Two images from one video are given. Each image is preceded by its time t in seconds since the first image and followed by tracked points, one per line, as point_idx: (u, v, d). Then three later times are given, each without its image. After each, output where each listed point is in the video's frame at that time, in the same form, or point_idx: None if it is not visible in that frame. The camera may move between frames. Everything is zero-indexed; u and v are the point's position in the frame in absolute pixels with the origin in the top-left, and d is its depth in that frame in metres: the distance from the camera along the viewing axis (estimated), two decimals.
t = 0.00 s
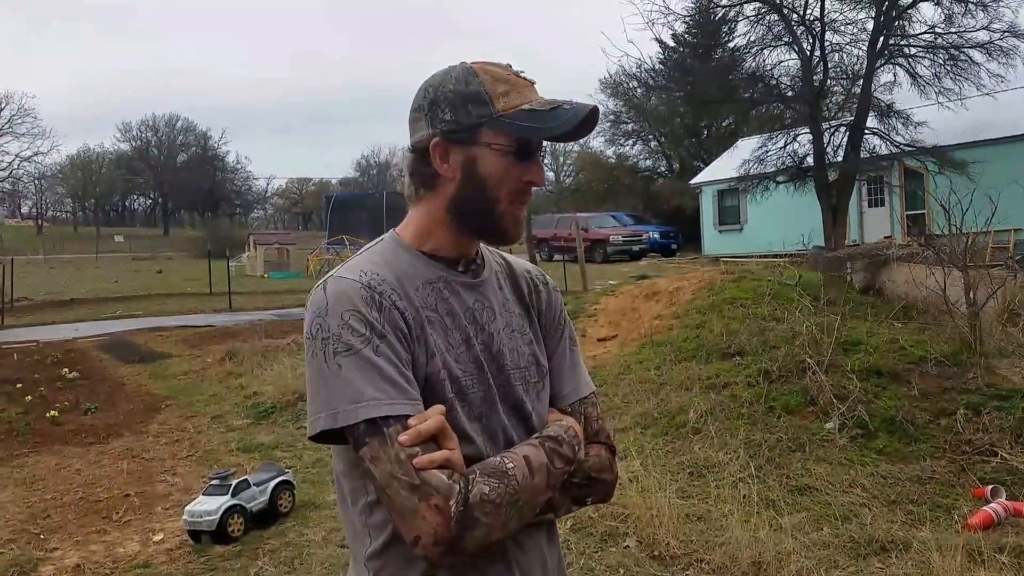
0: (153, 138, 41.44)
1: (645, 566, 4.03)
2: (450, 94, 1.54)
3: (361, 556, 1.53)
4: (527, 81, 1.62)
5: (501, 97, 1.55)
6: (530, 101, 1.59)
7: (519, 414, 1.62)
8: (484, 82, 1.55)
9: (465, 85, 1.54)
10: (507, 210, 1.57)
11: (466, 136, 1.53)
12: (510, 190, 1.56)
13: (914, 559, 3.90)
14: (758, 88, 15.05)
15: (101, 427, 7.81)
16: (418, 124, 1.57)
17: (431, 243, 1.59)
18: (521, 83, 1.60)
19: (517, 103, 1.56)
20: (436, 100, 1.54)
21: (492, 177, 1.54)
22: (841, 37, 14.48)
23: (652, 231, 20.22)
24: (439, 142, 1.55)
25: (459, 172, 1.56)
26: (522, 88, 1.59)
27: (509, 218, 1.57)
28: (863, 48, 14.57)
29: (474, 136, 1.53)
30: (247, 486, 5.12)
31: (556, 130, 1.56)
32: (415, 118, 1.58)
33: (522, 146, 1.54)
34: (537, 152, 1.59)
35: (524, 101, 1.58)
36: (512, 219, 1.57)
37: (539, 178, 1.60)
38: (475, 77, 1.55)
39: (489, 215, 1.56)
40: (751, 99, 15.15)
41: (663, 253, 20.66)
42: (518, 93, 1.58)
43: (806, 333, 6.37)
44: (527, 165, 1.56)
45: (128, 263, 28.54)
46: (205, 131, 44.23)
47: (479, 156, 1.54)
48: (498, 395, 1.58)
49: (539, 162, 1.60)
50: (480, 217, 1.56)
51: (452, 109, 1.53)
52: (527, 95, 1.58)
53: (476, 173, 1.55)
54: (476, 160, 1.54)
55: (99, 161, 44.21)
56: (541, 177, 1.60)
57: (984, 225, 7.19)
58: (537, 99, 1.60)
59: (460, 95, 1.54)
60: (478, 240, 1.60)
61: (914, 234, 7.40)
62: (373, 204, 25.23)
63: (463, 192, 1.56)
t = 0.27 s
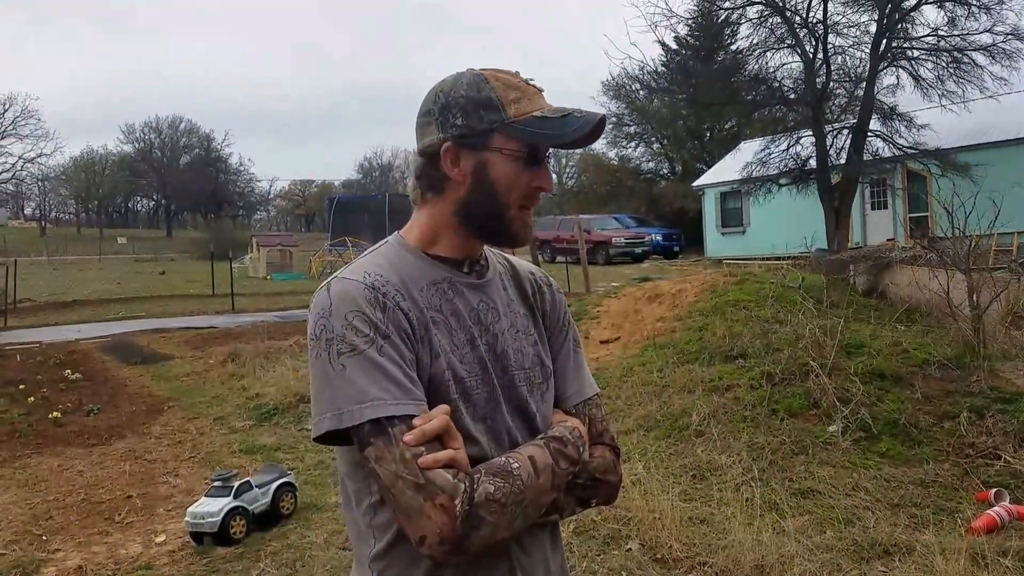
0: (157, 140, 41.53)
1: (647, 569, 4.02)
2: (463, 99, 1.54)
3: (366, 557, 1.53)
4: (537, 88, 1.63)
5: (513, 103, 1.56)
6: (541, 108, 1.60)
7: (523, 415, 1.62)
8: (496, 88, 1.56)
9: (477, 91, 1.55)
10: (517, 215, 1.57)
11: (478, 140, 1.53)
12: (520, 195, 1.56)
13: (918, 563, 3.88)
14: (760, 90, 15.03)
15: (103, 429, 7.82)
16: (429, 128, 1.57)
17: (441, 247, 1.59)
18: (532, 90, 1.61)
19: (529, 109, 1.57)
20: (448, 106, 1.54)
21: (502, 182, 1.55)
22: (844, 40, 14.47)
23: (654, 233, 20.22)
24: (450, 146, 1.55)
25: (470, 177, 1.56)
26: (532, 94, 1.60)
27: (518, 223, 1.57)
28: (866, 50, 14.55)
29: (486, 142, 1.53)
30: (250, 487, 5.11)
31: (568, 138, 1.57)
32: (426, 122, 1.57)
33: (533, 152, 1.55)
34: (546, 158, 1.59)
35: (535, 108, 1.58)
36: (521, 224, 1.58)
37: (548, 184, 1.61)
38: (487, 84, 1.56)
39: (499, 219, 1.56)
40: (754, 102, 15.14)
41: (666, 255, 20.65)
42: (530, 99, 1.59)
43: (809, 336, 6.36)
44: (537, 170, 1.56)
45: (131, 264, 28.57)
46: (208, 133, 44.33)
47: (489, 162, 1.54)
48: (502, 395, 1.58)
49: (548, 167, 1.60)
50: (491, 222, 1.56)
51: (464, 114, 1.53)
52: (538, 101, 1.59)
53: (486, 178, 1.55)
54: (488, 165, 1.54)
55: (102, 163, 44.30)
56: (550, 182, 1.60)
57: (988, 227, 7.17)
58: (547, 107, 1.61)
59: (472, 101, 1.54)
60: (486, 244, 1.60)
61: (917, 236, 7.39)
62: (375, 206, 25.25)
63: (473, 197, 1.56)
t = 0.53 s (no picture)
0: (159, 141, 41.57)
1: (650, 571, 4.01)
2: (487, 101, 1.52)
3: (370, 558, 1.53)
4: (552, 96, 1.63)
5: (534, 112, 1.56)
6: (558, 116, 1.60)
7: (529, 415, 1.62)
8: (518, 94, 1.55)
9: (501, 94, 1.53)
10: (527, 222, 1.58)
11: (499, 145, 1.52)
12: (534, 201, 1.57)
13: (921, 566, 3.87)
14: (762, 92, 15.01)
15: (105, 430, 7.81)
16: (447, 127, 1.54)
17: (451, 248, 1.59)
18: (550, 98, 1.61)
19: (548, 118, 1.57)
20: (470, 108, 1.52)
21: (519, 188, 1.55)
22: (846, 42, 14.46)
23: (656, 234, 20.21)
24: (470, 146, 1.53)
25: (486, 180, 1.55)
26: (550, 102, 1.60)
27: (527, 229, 1.59)
28: (868, 52, 14.53)
29: (506, 148, 1.53)
30: (251, 489, 5.11)
31: (585, 150, 1.59)
32: (442, 122, 1.54)
33: (550, 161, 1.55)
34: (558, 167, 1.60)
35: (553, 116, 1.58)
36: (530, 231, 1.59)
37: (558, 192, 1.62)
38: (509, 89, 1.55)
39: (511, 226, 1.57)
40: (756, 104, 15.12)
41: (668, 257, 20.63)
42: (548, 107, 1.59)
43: (812, 338, 6.35)
44: (550, 179, 1.57)
45: (133, 265, 28.59)
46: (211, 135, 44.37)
47: (509, 168, 1.54)
48: (508, 395, 1.58)
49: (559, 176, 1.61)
50: (502, 228, 1.57)
51: (486, 118, 1.52)
52: (556, 109, 1.59)
53: (503, 183, 1.55)
54: (506, 171, 1.54)
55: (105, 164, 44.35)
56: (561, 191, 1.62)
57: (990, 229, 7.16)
58: (562, 116, 1.61)
59: (495, 105, 1.53)
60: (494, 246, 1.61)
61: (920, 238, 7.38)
62: (377, 207, 25.26)
63: (487, 201, 1.56)
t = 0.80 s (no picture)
0: (162, 142, 41.61)
1: (652, 573, 4.00)
2: (460, 94, 1.54)
3: (374, 558, 1.52)
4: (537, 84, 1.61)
5: (507, 99, 1.54)
6: (537, 105, 1.58)
7: (533, 417, 1.61)
8: (492, 84, 1.55)
9: (473, 85, 1.54)
10: (509, 211, 1.56)
11: (470, 136, 1.53)
12: (510, 191, 1.54)
13: (924, 568, 3.86)
14: (764, 93, 14.97)
15: (107, 430, 7.82)
16: (430, 124, 1.58)
17: (439, 242, 1.59)
18: (532, 88, 1.59)
19: (521, 105, 1.55)
20: (446, 103, 1.55)
21: (492, 178, 1.54)
22: (848, 43, 14.42)
23: (658, 235, 20.20)
24: (445, 141, 1.56)
25: (463, 173, 1.56)
26: (529, 91, 1.58)
27: (510, 219, 1.56)
28: (870, 53, 14.50)
29: (477, 138, 1.53)
30: (253, 489, 5.11)
31: (557, 133, 1.54)
32: (427, 119, 1.59)
33: (523, 146, 1.53)
34: (540, 155, 1.56)
35: (529, 104, 1.56)
36: (513, 221, 1.56)
37: (543, 181, 1.58)
38: (485, 80, 1.55)
39: (490, 216, 1.55)
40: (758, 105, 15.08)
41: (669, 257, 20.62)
42: (524, 94, 1.57)
43: (814, 339, 6.33)
44: (528, 166, 1.54)
45: (135, 266, 28.60)
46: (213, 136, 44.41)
47: (481, 158, 1.54)
48: (512, 397, 1.57)
49: (543, 163, 1.57)
50: (482, 218, 1.56)
51: (459, 111, 1.54)
52: (532, 97, 1.57)
53: (479, 174, 1.55)
54: (478, 161, 1.54)
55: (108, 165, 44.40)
56: (544, 180, 1.57)
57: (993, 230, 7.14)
58: (542, 103, 1.59)
59: (467, 97, 1.54)
60: (483, 240, 1.60)
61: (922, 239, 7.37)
62: (379, 208, 25.27)
63: (465, 193, 1.56)
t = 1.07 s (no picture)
0: (164, 142, 41.67)
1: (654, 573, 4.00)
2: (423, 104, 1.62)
3: (375, 558, 1.52)
4: (492, 76, 1.59)
5: (453, 96, 1.56)
6: (482, 96, 1.56)
7: (537, 416, 1.61)
8: (445, 85, 1.59)
9: (433, 93, 1.60)
10: (466, 207, 1.55)
11: (428, 139, 1.58)
12: (462, 186, 1.54)
13: (927, 569, 3.85)
14: (765, 94, 14.95)
15: (108, 431, 7.82)
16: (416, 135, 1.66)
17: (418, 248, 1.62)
18: (486, 79, 1.58)
19: (463, 99, 1.55)
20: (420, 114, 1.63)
21: (445, 176, 1.55)
22: (849, 43, 14.40)
23: (659, 236, 20.19)
24: (416, 150, 1.63)
25: (430, 176, 1.60)
26: (479, 84, 1.57)
27: (468, 215, 1.55)
28: (871, 54, 14.48)
29: (432, 139, 1.57)
30: (255, 489, 5.11)
31: (478, 120, 1.52)
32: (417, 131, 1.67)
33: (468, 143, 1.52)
34: (490, 149, 1.55)
35: (470, 97, 1.55)
36: (470, 216, 1.54)
37: (499, 174, 1.55)
38: (442, 84, 1.60)
39: (449, 213, 1.56)
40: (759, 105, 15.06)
41: (670, 258, 20.61)
42: (472, 89, 1.56)
43: (816, 340, 6.32)
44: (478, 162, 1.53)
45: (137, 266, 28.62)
46: (215, 137, 44.45)
47: (437, 157, 1.57)
48: (515, 397, 1.57)
49: (497, 157, 1.55)
50: (442, 217, 1.57)
51: (422, 119, 1.60)
52: (475, 89, 1.56)
53: (439, 175, 1.57)
54: (437, 161, 1.57)
55: (110, 166, 44.44)
56: (496, 171, 1.54)
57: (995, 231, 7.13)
58: (495, 95, 1.57)
59: (427, 104, 1.60)
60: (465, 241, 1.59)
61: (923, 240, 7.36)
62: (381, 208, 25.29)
63: (435, 195, 1.59)
